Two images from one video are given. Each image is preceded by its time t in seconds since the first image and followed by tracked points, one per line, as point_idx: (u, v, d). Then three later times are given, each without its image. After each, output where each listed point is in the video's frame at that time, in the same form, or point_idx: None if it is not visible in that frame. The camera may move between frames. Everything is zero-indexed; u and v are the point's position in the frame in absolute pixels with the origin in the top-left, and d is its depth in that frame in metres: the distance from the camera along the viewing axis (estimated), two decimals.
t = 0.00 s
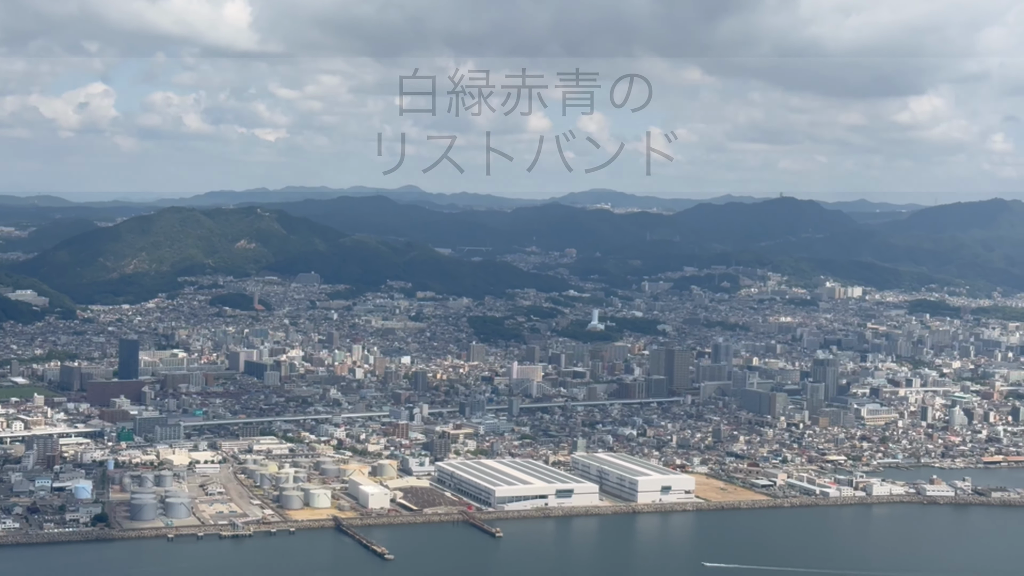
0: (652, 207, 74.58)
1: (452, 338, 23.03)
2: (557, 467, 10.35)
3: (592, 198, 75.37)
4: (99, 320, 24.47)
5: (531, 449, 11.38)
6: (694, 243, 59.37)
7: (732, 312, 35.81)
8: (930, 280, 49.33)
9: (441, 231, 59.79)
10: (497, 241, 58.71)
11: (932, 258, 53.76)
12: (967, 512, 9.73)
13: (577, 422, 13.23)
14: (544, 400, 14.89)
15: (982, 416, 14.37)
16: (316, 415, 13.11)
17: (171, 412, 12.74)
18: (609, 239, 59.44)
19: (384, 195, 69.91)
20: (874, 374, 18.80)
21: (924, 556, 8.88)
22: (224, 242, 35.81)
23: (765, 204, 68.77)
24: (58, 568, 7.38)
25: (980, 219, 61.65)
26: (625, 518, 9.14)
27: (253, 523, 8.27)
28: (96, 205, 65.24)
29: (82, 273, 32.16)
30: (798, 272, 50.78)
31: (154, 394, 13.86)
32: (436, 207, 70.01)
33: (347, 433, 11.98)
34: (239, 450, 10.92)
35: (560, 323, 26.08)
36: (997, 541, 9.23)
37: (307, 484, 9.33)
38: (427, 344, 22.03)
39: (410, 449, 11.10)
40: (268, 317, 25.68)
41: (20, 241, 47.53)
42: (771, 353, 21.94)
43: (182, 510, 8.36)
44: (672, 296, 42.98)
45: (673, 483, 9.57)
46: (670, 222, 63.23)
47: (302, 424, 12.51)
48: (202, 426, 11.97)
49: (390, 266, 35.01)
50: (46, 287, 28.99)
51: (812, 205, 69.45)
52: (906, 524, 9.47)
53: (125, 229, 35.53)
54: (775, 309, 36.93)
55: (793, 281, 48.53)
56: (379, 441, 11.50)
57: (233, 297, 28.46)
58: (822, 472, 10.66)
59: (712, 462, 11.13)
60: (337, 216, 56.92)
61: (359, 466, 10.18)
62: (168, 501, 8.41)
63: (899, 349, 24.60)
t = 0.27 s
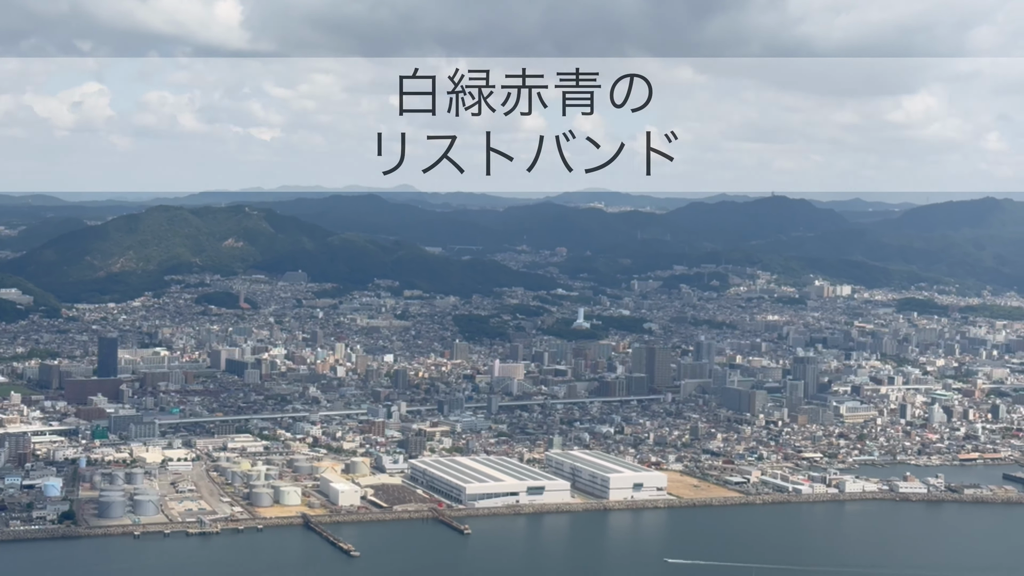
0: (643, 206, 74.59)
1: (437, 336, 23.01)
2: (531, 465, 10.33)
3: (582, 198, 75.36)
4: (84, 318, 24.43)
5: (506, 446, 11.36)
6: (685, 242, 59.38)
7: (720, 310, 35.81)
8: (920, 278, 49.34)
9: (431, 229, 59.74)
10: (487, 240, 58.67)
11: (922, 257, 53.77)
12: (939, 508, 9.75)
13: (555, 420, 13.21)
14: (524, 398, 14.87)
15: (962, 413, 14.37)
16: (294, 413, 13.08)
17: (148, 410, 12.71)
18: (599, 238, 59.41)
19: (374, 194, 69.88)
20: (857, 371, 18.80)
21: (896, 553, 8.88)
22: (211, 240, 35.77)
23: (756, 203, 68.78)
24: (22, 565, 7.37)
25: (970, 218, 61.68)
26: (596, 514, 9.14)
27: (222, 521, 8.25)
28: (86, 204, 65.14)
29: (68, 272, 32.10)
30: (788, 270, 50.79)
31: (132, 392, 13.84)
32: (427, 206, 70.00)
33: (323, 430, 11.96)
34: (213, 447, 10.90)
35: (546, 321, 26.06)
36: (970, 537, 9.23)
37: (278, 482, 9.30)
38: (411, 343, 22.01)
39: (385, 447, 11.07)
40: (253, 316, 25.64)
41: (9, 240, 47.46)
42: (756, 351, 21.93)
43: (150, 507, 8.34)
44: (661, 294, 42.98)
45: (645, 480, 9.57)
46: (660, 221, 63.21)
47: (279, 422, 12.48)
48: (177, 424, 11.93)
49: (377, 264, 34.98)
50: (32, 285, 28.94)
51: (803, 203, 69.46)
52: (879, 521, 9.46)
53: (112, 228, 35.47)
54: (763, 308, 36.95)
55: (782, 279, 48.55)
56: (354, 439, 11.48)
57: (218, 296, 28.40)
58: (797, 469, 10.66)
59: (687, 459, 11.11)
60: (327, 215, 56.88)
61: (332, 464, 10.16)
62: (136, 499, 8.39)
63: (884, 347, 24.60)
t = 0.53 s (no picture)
0: (634, 204, 74.62)
1: (422, 334, 23.01)
2: (505, 462, 10.32)
3: (573, 197, 75.37)
4: (68, 317, 24.39)
5: (481, 444, 11.35)
6: (675, 241, 59.40)
7: (708, 309, 35.82)
8: (910, 277, 49.38)
9: (421, 229, 59.71)
10: (477, 240, 58.64)
11: (912, 256, 53.79)
12: (912, 505, 9.74)
13: (533, 418, 13.21)
14: (504, 396, 14.87)
15: (940, 411, 14.40)
16: (271, 411, 13.07)
17: (124, 408, 12.69)
18: (590, 237, 59.40)
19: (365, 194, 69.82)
20: (839, 369, 18.82)
21: (867, 548, 8.89)
22: (199, 239, 35.75)
23: (747, 202, 68.80)
24: None
25: (959, 217, 61.76)
26: (567, 512, 9.13)
27: (190, 518, 8.24)
28: (75, 204, 65.04)
29: (54, 271, 32.05)
30: (777, 269, 50.81)
31: (109, 390, 13.82)
32: (417, 204, 69.98)
33: (299, 428, 11.93)
34: (187, 445, 10.88)
35: (532, 320, 26.05)
36: (943, 533, 9.24)
37: (250, 479, 9.29)
38: (395, 341, 22.00)
39: (360, 445, 11.06)
40: (238, 315, 25.62)
41: None
42: (740, 349, 21.94)
43: (119, 504, 8.32)
44: (650, 293, 43.00)
45: (617, 477, 9.56)
46: (651, 220, 63.22)
47: (254, 420, 12.47)
48: (152, 422, 11.92)
49: (365, 264, 34.97)
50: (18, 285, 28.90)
51: (794, 202, 69.51)
52: (852, 517, 9.47)
53: (100, 226, 35.44)
54: (751, 306, 36.96)
55: (772, 278, 48.55)
56: (330, 437, 11.46)
57: (205, 295, 28.36)
58: (772, 467, 10.66)
59: (662, 457, 11.11)
60: (317, 215, 56.84)
61: (305, 461, 10.14)
62: (105, 496, 8.38)
63: (870, 345, 24.61)
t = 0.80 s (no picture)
0: (624, 203, 74.62)
1: (406, 332, 22.98)
2: (478, 459, 10.31)
3: (563, 196, 75.36)
4: (52, 315, 24.32)
5: (457, 440, 11.35)
6: (666, 239, 59.38)
7: (695, 307, 35.81)
8: (899, 274, 49.41)
9: (411, 227, 59.64)
10: (467, 238, 58.58)
11: (903, 254, 53.82)
12: (884, 501, 9.76)
13: (511, 415, 13.19)
14: (484, 393, 14.86)
15: (920, 408, 14.41)
16: (249, 408, 13.04)
17: (100, 406, 12.65)
18: (580, 234, 59.41)
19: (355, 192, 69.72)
20: (821, 366, 18.85)
21: (840, 544, 8.90)
22: (186, 238, 35.66)
23: (737, 201, 68.81)
24: None
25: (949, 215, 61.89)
26: (538, 508, 9.12)
27: (157, 515, 8.22)
28: (64, 202, 64.86)
29: (41, 269, 31.95)
30: (767, 267, 50.83)
31: (86, 387, 13.78)
32: (407, 203, 69.89)
33: (274, 426, 11.91)
34: (161, 443, 10.84)
35: (517, 318, 26.02)
36: (916, 529, 9.25)
37: (221, 476, 9.26)
38: (379, 339, 21.97)
39: (335, 442, 11.05)
40: (223, 313, 25.57)
41: None
42: (724, 346, 21.97)
43: (86, 501, 8.29)
44: (639, 291, 42.97)
45: (589, 473, 9.55)
46: (641, 218, 63.21)
47: (231, 417, 12.44)
48: (127, 420, 11.87)
49: (352, 262, 34.92)
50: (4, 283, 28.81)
51: (784, 201, 69.55)
52: (825, 513, 9.47)
53: (86, 225, 35.34)
54: (739, 304, 36.96)
55: (761, 276, 48.55)
56: (305, 433, 11.46)
57: (191, 293, 28.32)
58: (745, 463, 10.66)
59: (637, 453, 11.12)
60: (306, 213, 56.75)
61: (277, 458, 10.12)
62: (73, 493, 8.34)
63: (855, 343, 24.63)
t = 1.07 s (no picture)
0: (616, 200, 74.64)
1: (392, 329, 23.01)
2: (452, 455, 10.32)
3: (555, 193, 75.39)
4: (38, 312, 24.33)
5: (433, 436, 11.36)
6: (657, 236, 59.39)
7: (683, 303, 35.84)
8: (890, 272, 49.45)
9: (402, 224, 59.64)
10: (458, 235, 58.57)
11: (895, 251, 53.84)
12: (857, 496, 9.79)
13: (490, 411, 13.21)
14: (464, 389, 14.88)
15: (899, 404, 14.42)
16: (227, 404, 13.06)
17: (78, 402, 12.67)
18: (572, 231, 59.37)
19: (346, 189, 69.70)
20: (805, 363, 18.87)
21: (812, 537, 8.94)
22: (174, 234, 35.66)
23: (729, 199, 68.85)
24: None
25: (941, 213, 61.90)
26: (511, 503, 9.14)
27: (126, 510, 8.24)
28: (55, 199, 64.84)
29: (28, 266, 31.94)
30: (757, 264, 50.87)
31: (65, 383, 13.80)
32: (398, 200, 69.91)
33: (252, 422, 11.93)
34: (136, 438, 10.85)
35: (504, 314, 26.04)
36: (887, 523, 9.29)
37: (193, 471, 9.27)
38: (365, 335, 21.99)
39: (311, 438, 11.06)
40: (210, 309, 25.57)
41: None
42: (710, 343, 21.98)
43: (56, 497, 8.31)
44: (629, 288, 43.00)
45: (561, 468, 9.59)
46: (633, 215, 63.23)
47: (209, 413, 12.46)
48: (105, 416, 11.90)
49: (341, 259, 34.93)
50: None
51: (776, 198, 69.60)
52: (796, 508, 9.51)
53: (75, 222, 35.32)
54: (728, 301, 36.99)
55: (751, 273, 48.60)
56: (282, 430, 11.46)
57: (177, 289, 28.33)
58: (720, 459, 10.69)
59: (613, 449, 11.13)
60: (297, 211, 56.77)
61: (251, 453, 10.13)
62: (42, 488, 8.36)
63: (840, 339, 24.66)
